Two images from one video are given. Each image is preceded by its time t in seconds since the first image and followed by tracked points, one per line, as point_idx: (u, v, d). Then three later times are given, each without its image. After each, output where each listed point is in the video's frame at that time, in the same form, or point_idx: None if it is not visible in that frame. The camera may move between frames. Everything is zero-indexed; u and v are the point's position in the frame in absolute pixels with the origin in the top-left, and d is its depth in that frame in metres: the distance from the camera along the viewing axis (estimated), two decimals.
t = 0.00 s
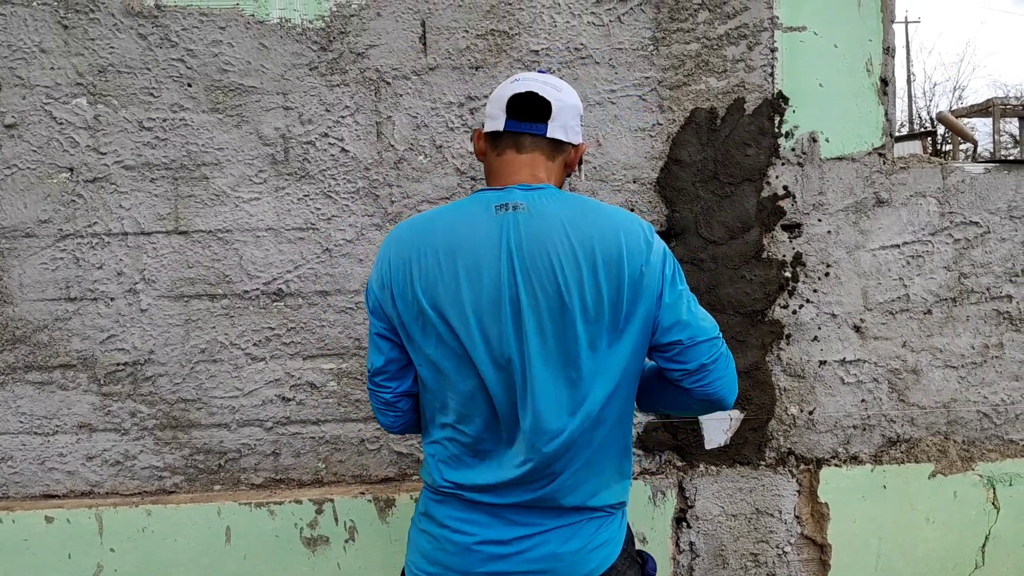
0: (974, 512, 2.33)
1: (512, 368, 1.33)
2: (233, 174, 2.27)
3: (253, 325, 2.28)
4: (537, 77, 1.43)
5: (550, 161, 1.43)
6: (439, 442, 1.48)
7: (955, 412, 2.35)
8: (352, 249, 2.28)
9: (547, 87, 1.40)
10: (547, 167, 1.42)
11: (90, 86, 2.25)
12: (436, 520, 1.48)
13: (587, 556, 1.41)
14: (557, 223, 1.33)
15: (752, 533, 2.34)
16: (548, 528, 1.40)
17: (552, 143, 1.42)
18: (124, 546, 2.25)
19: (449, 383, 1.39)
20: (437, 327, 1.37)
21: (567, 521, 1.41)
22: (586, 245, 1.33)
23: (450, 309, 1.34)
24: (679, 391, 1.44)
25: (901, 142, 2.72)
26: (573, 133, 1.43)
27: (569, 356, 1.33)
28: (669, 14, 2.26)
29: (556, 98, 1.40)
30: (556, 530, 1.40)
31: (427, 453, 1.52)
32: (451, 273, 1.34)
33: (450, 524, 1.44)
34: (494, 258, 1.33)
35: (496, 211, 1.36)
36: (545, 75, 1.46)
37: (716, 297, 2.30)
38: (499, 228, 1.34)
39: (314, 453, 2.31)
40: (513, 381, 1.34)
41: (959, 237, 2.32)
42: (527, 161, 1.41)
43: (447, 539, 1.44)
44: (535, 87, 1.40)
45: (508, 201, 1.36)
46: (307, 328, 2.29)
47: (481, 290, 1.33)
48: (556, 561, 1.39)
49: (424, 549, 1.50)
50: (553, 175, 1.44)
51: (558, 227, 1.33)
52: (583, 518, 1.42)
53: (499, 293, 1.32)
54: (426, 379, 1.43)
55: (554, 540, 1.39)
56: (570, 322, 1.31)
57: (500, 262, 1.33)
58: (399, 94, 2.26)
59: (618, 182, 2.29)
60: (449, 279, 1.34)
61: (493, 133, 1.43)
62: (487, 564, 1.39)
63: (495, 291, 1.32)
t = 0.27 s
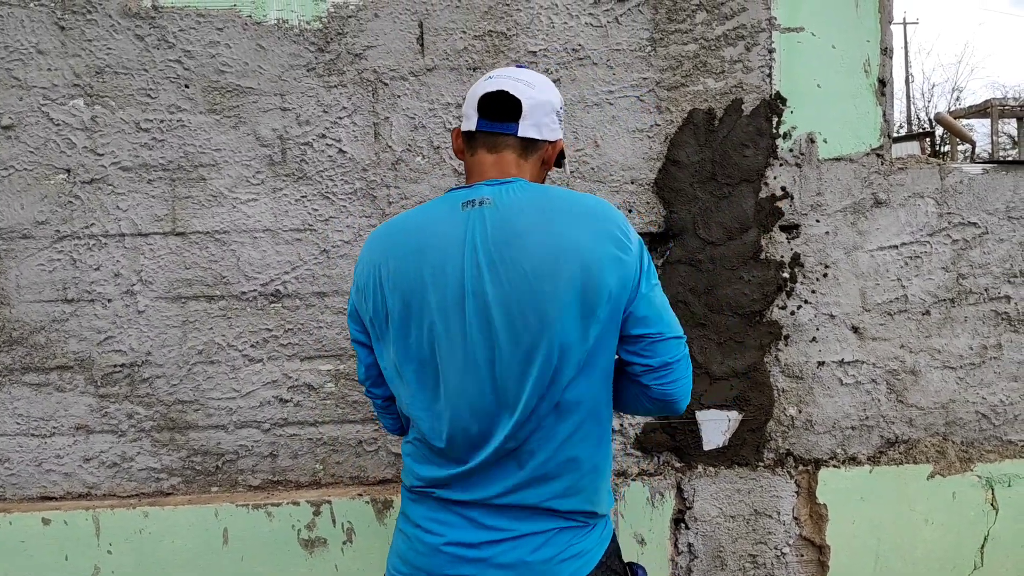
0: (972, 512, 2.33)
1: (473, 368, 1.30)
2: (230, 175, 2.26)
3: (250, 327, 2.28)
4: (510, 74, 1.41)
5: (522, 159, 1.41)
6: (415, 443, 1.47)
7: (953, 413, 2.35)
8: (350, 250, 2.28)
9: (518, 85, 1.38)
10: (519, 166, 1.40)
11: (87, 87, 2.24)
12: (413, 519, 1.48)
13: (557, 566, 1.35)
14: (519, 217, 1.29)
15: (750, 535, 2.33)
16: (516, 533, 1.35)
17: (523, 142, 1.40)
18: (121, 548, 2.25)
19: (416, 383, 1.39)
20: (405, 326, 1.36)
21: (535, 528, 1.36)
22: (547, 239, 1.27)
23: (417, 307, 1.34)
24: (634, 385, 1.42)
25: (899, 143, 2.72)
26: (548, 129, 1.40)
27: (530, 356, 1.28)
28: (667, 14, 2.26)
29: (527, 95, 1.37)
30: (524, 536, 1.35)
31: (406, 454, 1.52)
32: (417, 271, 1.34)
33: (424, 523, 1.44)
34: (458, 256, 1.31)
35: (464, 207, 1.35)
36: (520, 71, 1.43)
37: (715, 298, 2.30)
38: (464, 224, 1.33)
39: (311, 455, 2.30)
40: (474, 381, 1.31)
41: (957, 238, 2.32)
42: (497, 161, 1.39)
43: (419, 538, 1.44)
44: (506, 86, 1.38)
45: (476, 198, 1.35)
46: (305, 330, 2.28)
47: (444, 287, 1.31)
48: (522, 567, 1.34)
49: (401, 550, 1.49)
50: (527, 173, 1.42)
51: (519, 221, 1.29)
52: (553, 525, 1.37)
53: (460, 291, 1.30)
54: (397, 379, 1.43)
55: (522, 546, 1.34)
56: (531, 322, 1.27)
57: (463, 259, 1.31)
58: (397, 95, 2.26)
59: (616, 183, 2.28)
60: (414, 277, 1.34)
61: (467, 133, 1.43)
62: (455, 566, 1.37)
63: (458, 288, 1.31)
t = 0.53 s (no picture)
0: (971, 513, 2.33)
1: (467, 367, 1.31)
2: (227, 175, 2.26)
3: (247, 327, 2.27)
4: (486, 76, 1.34)
5: (517, 162, 1.39)
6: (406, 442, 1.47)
7: (951, 413, 2.34)
8: (347, 250, 2.27)
9: (493, 94, 1.32)
10: (515, 167, 1.39)
11: (83, 88, 2.24)
12: (402, 517, 1.47)
13: (545, 568, 1.35)
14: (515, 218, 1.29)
15: (748, 536, 2.33)
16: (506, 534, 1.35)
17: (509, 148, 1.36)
18: (117, 550, 2.24)
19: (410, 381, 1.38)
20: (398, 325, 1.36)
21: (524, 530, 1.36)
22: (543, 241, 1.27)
23: (410, 305, 1.34)
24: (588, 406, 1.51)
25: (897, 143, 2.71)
26: (534, 129, 1.35)
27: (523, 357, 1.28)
28: (664, 15, 2.25)
29: (504, 104, 1.32)
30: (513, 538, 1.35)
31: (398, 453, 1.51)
32: (411, 270, 1.33)
33: (414, 522, 1.43)
34: (453, 255, 1.31)
35: (460, 207, 1.34)
36: (498, 67, 1.35)
37: (712, 299, 2.30)
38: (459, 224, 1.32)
39: (308, 456, 2.30)
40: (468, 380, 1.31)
41: (955, 238, 2.32)
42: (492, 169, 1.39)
43: (408, 536, 1.42)
44: (482, 97, 1.33)
45: (472, 197, 1.34)
46: (302, 330, 2.28)
47: (439, 287, 1.31)
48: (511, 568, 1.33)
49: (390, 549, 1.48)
50: (525, 174, 1.41)
51: (514, 222, 1.29)
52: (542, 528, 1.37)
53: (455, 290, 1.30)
54: (389, 376, 1.41)
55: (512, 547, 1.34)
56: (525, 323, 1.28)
57: (458, 259, 1.30)
58: (394, 95, 2.26)
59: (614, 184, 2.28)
60: (409, 275, 1.33)
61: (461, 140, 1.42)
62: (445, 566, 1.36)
63: (452, 288, 1.30)
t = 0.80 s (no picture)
0: (969, 516, 2.33)
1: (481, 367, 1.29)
2: (223, 178, 2.25)
3: (243, 330, 2.27)
4: (463, 88, 1.32)
5: (505, 167, 1.38)
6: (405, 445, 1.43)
7: (949, 416, 2.34)
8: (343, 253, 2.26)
9: (469, 109, 1.30)
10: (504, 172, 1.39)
11: (79, 90, 2.23)
12: (402, 522, 1.43)
13: (554, 564, 1.36)
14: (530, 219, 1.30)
15: (746, 538, 2.33)
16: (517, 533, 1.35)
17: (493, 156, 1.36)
18: (113, 554, 2.24)
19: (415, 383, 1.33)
20: (407, 323, 1.31)
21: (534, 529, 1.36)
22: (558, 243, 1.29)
23: (422, 304, 1.29)
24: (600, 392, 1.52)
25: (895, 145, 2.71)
26: (514, 139, 1.34)
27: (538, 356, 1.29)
28: (662, 16, 2.25)
29: (481, 119, 1.30)
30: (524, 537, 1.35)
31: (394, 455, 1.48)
32: (422, 268, 1.30)
33: (417, 525, 1.39)
34: (466, 255, 1.28)
35: (469, 207, 1.32)
36: (475, 77, 1.32)
37: (709, 301, 2.29)
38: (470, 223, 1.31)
39: (305, 459, 2.29)
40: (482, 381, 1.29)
41: (953, 240, 2.31)
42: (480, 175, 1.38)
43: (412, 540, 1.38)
44: (459, 111, 1.32)
45: (480, 198, 1.33)
46: (298, 333, 2.27)
47: (451, 286, 1.28)
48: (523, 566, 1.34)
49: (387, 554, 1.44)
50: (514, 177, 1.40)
51: (532, 222, 1.29)
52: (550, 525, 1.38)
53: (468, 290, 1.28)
54: (389, 380, 1.36)
55: (523, 545, 1.34)
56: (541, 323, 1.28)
57: (473, 257, 1.28)
58: (390, 97, 2.25)
59: (611, 186, 2.28)
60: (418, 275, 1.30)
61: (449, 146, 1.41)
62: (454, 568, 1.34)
63: (468, 286, 1.28)
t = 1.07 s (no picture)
0: (964, 520, 2.33)
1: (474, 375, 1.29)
2: (219, 182, 2.25)
3: (239, 335, 2.27)
4: (464, 82, 1.33)
5: (497, 166, 1.38)
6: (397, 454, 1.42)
7: (944, 420, 2.34)
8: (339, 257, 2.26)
9: (470, 98, 1.31)
10: (496, 171, 1.38)
11: (75, 95, 2.23)
12: (395, 530, 1.43)
13: (549, 570, 1.37)
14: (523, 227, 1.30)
15: (742, 543, 2.33)
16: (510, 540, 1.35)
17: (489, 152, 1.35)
18: (108, 559, 2.23)
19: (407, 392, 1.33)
20: (399, 333, 1.30)
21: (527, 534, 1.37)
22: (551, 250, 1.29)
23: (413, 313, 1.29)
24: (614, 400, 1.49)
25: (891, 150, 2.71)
26: (512, 133, 1.34)
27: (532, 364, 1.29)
28: (658, 22, 2.26)
29: (481, 108, 1.31)
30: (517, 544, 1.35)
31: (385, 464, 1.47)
32: (414, 277, 1.29)
33: (411, 533, 1.39)
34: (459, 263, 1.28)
35: (461, 214, 1.32)
36: (476, 73, 1.34)
37: (705, 306, 2.29)
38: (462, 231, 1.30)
39: (300, 464, 2.29)
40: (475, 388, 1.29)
41: (948, 245, 2.32)
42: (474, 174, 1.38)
43: (406, 548, 1.38)
44: (460, 101, 1.32)
45: (473, 205, 1.33)
46: (294, 338, 2.27)
47: (444, 295, 1.28)
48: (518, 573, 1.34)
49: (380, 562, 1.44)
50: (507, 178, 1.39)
51: (523, 231, 1.29)
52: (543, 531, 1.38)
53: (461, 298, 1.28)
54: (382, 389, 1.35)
55: (518, 551, 1.35)
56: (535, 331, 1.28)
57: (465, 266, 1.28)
58: (387, 102, 2.26)
59: (607, 191, 2.28)
60: (411, 284, 1.29)
61: (442, 145, 1.39)
62: None
63: (460, 295, 1.28)
